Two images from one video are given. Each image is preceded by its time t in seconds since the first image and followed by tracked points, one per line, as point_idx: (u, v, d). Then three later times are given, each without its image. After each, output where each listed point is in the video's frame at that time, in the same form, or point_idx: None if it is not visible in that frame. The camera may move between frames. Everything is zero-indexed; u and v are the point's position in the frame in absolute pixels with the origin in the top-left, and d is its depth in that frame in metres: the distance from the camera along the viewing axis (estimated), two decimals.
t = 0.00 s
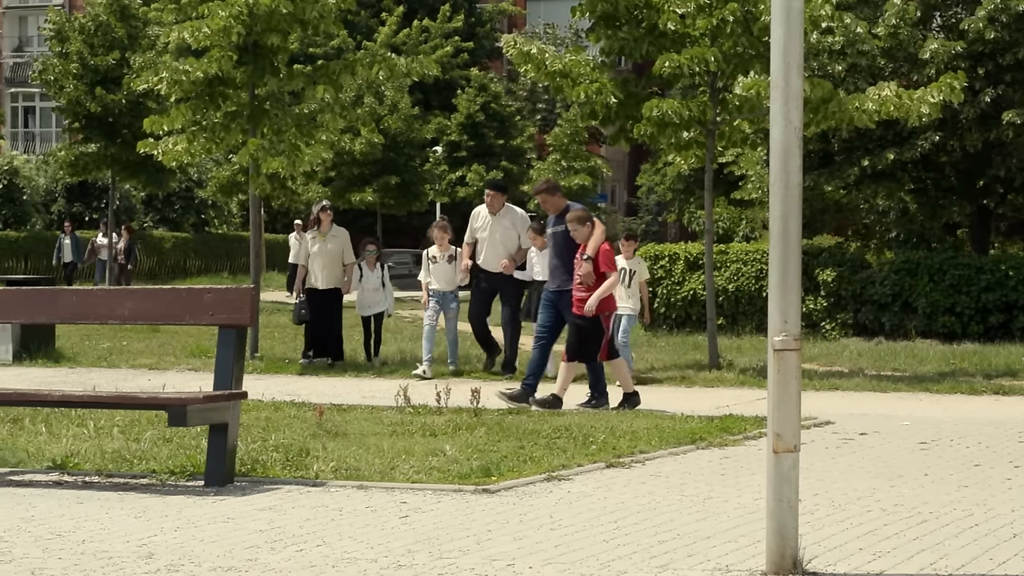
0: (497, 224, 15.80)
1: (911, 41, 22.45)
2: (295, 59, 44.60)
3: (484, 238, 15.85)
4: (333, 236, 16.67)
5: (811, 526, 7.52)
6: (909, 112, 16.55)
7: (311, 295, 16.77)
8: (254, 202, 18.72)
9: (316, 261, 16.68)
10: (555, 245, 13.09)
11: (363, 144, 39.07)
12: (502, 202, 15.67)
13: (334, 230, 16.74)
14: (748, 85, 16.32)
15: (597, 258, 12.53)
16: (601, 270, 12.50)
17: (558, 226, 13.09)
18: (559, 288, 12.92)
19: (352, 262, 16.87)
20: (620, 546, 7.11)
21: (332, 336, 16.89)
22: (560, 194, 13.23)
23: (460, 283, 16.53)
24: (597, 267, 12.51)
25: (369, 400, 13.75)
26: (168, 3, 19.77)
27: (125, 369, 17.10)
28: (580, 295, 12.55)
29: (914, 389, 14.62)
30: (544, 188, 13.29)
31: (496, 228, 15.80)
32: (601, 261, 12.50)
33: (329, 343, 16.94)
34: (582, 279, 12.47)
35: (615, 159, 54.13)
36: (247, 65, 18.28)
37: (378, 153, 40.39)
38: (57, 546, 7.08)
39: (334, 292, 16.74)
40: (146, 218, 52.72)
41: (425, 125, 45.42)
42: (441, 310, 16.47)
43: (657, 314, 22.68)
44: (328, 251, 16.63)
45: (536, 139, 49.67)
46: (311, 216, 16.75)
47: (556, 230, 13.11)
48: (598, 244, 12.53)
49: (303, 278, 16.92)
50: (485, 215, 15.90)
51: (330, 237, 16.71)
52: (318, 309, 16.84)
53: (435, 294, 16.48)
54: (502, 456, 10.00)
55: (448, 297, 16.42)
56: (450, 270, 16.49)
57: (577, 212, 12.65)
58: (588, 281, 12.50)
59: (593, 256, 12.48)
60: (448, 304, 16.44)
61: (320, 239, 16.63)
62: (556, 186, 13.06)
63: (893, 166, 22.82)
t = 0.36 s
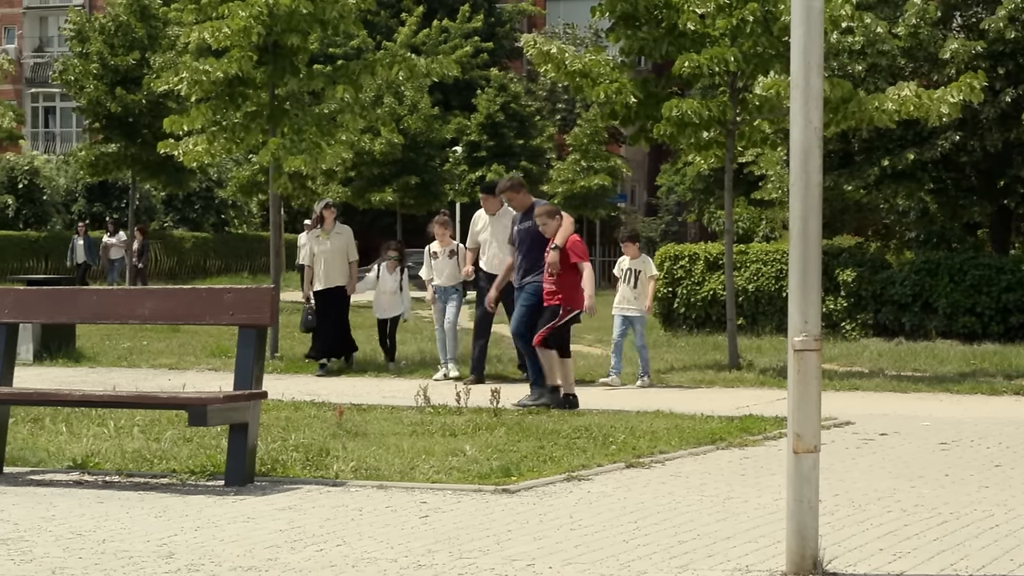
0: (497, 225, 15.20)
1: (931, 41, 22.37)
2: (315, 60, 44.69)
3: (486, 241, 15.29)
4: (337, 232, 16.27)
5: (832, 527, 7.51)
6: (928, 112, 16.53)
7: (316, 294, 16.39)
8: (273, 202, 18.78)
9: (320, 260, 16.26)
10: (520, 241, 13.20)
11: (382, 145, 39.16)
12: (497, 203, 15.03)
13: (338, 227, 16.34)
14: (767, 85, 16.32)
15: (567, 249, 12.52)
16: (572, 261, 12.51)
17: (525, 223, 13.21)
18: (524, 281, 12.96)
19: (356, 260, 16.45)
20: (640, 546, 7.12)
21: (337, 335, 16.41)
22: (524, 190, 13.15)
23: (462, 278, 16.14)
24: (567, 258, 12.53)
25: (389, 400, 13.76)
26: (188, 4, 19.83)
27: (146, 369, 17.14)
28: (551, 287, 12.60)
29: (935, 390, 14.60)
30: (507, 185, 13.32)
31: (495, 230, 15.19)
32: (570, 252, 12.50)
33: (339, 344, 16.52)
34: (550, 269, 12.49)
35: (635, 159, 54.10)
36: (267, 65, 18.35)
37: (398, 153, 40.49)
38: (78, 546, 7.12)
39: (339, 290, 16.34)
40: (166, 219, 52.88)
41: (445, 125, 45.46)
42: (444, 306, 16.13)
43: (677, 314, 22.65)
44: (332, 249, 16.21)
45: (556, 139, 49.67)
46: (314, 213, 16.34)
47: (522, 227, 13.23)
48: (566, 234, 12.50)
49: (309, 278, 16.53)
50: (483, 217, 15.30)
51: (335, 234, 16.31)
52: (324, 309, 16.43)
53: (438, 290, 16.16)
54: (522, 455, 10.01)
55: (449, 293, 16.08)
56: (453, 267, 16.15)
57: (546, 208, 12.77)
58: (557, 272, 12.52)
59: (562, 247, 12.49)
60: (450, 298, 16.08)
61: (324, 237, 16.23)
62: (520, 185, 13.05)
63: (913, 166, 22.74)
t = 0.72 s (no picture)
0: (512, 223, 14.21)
1: (961, 41, 22.28)
2: (344, 60, 44.81)
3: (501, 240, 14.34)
4: (354, 233, 16.30)
5: (860, 527, 7.50)
6: (958, 112, 16.48)
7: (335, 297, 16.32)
8: (303, 203, 18.87)
9: (335, 259, 16.22)
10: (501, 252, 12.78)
11: (411, 144, 39.27)
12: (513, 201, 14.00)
13: (356, 229, 16.35)
14: (796, 85, 16.27)
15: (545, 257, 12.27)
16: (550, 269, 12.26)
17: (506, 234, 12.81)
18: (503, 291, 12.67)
19: (377, 262, 16.36)
20: (668, 546, 7.14)
21: (347, 337, 16.16)
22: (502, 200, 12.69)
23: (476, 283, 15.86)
24: (544, 265, 12.27)
25: (417, 400, 13.79)
26: (217, 4, 19.93)
27: (175, 369, 17.23)
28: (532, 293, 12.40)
29: (965, 390, 14.55)
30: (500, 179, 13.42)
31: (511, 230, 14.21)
32: (547, 259, 12.25)
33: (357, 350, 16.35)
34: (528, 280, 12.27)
35: (663, 159, 54.05)
36: (297, 65, 18.44)
37: (427, 154, 40.60)
38: (108, 545, 7.17)
39: (358, 293, 16.26)
40: (194, 219, 53.09)
41: (474, 125, 45.53)
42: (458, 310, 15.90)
43: (706, 314, 22.63)
44: (347, 248, 16.19)
45: (584, 139, 49.65)
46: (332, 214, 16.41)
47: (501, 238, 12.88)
48: (544, 242, 12.27)
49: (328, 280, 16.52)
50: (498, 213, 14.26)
51: (352, 234, 16.33)
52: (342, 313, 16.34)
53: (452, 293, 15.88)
54: (550, 455, 10.03)
55: (463, 295, 15.80)
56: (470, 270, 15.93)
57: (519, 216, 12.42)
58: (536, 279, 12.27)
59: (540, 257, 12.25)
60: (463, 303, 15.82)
61: (340, 237, 16.27)
62: (496, 194, 12.58)
63: (942, 166, 22.68)
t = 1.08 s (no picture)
0: (548, 223, 13.68)
1: (998, 40, 22.15)
2: (379, 60, 44.94)
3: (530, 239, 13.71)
4: (378, 233, 15.86)
5: (897, 528, 7.48)
6: (995, 112, 16.39)
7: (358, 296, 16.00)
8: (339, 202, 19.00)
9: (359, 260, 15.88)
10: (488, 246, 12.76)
11: (446, 144, 39.37)
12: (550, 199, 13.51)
13: (380, 227, 15.92)
14: (832, 85, 16.18)
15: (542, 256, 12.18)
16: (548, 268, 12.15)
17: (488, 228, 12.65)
18: (490, 287, 12.85)
19: (401, 261, 16.00)
20: (704, 547, 7.14)
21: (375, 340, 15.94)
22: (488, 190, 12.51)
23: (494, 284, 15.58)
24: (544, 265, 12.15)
25: (451, 400, 13.82)
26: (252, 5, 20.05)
27: (211, 368, 17.33)
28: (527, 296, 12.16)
29: (1002, 390, 14.49)
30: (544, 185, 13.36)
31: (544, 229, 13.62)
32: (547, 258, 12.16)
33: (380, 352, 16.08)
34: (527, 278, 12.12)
35: (699, 159, 53.96)
36: (332, 65, 18.61)
37: (462, 153, 40.69)
38: (145, 543, 7.24)
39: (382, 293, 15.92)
40: (230, 219, 53.32)
41: (509, 125, 45.55)
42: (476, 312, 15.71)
43: (742, 315, 22.59)
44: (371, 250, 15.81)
45: (620, 139, 49.62)
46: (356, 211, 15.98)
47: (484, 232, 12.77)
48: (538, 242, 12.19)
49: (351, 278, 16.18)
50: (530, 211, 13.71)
51: (376, 233, 15.89)
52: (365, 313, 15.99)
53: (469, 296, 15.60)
54: (586, 455, 10.04)
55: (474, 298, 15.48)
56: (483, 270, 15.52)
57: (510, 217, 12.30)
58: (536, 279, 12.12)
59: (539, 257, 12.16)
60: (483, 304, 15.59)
61: (364, 237, 15.88)
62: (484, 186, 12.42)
63: (979, 166, 22.57)
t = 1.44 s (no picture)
0: (572, 219, 13.64)
1: None
2: (414, 60, 45.03)
3: (555, 237, 13.69)
4: (393, 234, 15.56)
5: (933, 529, 7.46)
6: None
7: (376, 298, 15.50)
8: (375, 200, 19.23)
9: (374, 262, 15.49)
10: (465, 250, 12.52)
11: (482, 144, 39.43)
12: (574, 194, 13.57)
13: (393, 229, 15.62)
14: (868, 85, 16.15)
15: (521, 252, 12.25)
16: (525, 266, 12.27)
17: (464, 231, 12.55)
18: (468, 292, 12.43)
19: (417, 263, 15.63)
20: (739, 547, 7.14)
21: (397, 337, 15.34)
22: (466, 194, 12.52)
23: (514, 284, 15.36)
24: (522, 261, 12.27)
25: (486, 400, 13.86)
26: (288, 5, 20.20)
27: (247, 367, 17.45)
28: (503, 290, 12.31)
29: None
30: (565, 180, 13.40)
31: (569, 224, 13.63)
32: (526, 256, 12.25)
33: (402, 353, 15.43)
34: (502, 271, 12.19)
35: (734, 159, 53.87)
36: (368, 64, 18.77)
37: (497, 153, 40.77)
38: (180, 542, 7.29)
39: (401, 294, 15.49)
40: (266, 219, 53.56)
41: (543, 125, 45.55)
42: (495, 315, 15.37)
43: (777, 315, 22.55)
44: (387, 249, 15.46)
45: (656, 139, 49.57)
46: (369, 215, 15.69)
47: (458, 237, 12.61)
48: (519, 239, 12.22)
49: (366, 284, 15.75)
50: (556, 211, 13.76)
51: (391, 235, 15.58)
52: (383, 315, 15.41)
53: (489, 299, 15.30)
54: (621, 455, 10.05)
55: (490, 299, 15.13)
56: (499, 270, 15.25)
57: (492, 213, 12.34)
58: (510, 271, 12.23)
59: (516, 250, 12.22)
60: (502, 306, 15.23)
61: (379, 239, 15.54)
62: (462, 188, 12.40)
63: (1016, 166, 22.45)
